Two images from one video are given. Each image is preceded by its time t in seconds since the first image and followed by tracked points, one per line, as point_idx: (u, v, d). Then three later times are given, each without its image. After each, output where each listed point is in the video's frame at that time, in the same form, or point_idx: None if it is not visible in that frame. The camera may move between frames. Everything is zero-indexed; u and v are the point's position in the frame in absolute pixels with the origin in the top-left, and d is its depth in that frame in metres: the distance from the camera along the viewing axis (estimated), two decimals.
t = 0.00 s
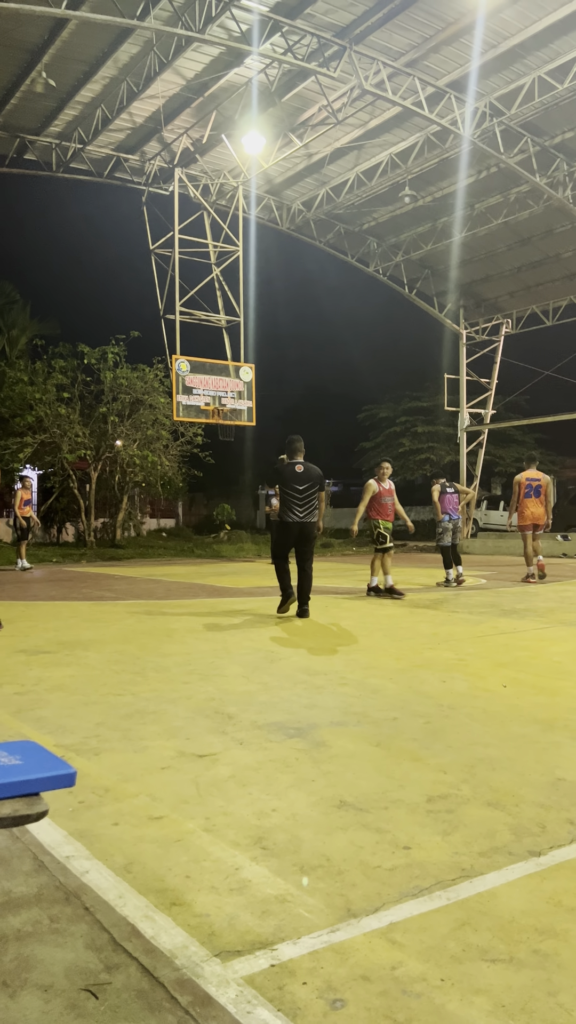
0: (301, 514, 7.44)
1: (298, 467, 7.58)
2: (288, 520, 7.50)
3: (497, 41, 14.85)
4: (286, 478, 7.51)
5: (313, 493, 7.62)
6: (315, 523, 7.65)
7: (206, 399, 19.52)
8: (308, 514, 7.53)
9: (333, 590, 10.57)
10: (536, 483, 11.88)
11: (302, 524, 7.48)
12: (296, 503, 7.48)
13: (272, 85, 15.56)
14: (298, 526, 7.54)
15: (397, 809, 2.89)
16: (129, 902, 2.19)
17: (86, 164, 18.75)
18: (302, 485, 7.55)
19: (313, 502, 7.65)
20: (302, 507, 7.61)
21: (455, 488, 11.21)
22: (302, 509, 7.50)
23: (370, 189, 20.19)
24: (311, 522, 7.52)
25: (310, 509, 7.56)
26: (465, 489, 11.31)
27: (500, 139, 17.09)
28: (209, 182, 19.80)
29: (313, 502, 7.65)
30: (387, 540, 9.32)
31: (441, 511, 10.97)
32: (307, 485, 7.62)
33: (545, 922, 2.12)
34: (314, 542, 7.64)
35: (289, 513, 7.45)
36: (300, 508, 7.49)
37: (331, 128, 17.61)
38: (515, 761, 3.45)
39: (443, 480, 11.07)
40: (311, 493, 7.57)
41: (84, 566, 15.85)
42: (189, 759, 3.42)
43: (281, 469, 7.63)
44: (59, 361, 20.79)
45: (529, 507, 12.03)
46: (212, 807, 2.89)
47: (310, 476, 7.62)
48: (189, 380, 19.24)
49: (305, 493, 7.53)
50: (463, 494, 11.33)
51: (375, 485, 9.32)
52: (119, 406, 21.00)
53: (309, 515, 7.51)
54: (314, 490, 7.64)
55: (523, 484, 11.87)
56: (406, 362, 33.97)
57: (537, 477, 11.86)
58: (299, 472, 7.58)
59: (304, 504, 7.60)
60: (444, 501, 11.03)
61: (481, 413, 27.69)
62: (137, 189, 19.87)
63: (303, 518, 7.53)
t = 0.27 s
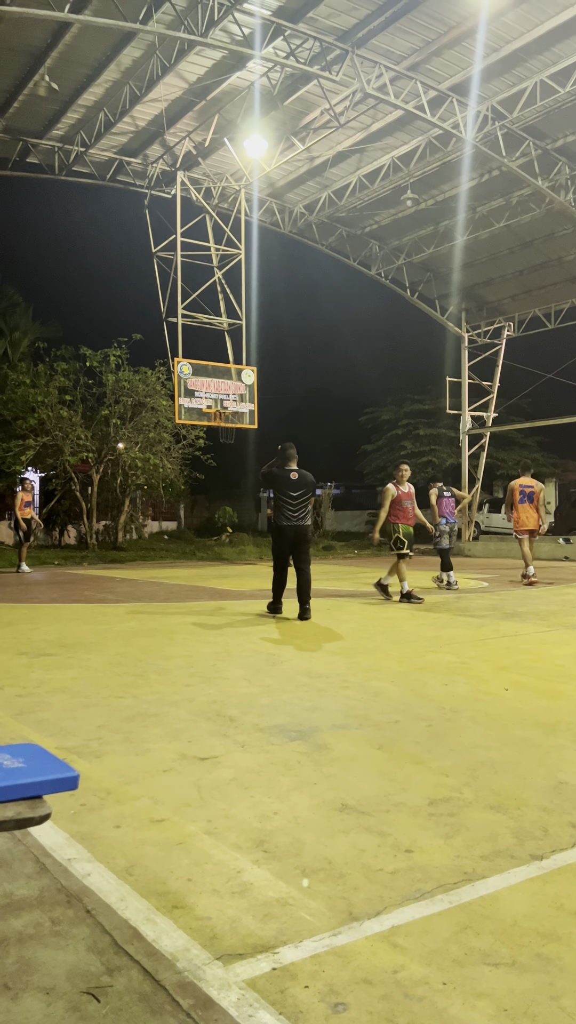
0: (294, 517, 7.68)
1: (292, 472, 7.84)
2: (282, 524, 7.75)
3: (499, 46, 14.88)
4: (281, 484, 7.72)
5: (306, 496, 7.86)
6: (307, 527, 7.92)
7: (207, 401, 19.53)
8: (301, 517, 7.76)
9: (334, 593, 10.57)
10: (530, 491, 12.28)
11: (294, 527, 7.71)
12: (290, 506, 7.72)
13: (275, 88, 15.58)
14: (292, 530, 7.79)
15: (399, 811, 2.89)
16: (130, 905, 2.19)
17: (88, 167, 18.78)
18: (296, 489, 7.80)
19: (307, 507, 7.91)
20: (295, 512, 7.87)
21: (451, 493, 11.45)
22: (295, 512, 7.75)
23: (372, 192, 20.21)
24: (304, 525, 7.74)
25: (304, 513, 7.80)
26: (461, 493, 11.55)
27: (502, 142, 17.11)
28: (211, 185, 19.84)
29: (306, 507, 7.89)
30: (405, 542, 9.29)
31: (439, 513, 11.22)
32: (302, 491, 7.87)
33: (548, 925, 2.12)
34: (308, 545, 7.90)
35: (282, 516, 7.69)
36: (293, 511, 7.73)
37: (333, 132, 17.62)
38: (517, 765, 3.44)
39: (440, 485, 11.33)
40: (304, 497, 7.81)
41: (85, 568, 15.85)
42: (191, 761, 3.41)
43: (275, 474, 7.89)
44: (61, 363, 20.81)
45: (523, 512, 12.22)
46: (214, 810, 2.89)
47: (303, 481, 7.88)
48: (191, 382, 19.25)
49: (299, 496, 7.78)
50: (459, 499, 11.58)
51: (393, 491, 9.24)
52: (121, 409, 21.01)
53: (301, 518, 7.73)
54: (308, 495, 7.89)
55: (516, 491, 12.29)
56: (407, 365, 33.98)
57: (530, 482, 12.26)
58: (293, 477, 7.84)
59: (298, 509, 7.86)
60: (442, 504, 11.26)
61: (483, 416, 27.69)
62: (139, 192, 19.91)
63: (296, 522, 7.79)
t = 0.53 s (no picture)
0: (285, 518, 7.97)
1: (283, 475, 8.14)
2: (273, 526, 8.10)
3: (501, 50, 14.91)
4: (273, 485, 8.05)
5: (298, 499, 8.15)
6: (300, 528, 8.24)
7: (209, 405, 19.54)
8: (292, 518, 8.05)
9: (336, 596, 10.57)
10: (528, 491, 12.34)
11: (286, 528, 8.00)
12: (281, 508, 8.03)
13: (277, 92, 15.62)
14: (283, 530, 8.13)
15: (399, 815, 2.89)
16: (131, 909, 2.19)
17: (90, 172, 18.82)
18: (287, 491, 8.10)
19: (298, 508, 8.23)
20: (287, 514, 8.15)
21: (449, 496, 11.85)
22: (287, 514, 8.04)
23: (374, 196, 20.25)
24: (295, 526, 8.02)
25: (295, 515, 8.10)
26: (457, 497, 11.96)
27: (503, 146, 17.13)
28: (213, 190, 19.87)
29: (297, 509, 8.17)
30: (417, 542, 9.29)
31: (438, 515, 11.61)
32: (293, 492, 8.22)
33: (549, 930, 2.11)
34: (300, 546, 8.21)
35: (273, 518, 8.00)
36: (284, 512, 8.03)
37: (335, 136, 17.66)
38: (518, 769, 3.44)
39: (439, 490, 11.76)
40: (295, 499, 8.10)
41: (86, 572, 15.84)
42: (192, 765, 3.42)
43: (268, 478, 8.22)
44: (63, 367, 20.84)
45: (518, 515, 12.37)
46: (214, 813, 2.89)
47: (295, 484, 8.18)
48: (193, 386, 19.29)
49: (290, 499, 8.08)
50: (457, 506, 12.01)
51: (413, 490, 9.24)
52: (123, 412, 21.03)
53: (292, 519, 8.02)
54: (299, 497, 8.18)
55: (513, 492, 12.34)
56: (409, 368, 34.00)
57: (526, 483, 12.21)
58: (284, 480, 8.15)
59: (289, 510, 8.19)
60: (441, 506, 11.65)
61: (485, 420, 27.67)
62: (141, 196, 19.95)
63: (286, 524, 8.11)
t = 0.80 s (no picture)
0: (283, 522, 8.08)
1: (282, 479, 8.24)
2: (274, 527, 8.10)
3: (502, 54, 14.93)
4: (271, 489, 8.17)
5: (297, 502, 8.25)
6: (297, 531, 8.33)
7: (210, 408, 19.54)
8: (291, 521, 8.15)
9: (338, 599, 10.57)
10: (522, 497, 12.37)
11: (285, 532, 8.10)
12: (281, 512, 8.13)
13: (279, 96, 15.64)
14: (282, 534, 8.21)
15: (401, 820, 2.89)
16: (132, 912, 2.19)
17: (93, 175, 18.86)
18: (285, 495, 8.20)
19: (296, 511, 8.33)
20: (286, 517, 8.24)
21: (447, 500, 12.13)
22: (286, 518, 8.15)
23: (375, 200, 20.27)
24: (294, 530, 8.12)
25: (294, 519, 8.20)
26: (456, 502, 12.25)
27: (505, 150, 17.15)
28: (215, 194, 19.89)
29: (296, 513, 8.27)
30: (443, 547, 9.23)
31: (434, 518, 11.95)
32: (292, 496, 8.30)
33: (551, 934, 2.11)
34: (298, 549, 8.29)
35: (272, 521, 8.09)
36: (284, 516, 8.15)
37: (337, 139, 17.68)
38: (520, 772, 3.44)
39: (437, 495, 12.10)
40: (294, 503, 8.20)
41: (88, 574, 15.86)
42: (192, 768, 3.42)
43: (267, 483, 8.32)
44: (64, 370, 20.87)
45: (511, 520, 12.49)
46: (215, 817, 2.89)
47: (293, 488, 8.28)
48: (194, 389, 19.32)
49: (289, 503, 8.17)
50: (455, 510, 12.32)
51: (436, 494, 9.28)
52: (125, 415, 21.03)
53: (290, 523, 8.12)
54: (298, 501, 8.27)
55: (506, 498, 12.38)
56: (411, 372, 34.03)
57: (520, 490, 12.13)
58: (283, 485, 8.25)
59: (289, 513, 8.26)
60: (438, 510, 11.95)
61: (486, 424, 27.65)
62: (143, 199, 19.99)
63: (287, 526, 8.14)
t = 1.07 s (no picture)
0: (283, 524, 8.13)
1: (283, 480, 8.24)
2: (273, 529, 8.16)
3: (503, 56, 14.95)
4: (274, 490, 8.18)
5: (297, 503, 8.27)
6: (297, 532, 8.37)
7: (211, 410, 19.54)
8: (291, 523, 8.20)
9: (338, 600, 10.56)
10: (512, 497, 12.48)
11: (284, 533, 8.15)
12: (282, 514, 8.16)
13: (280, 98, 15.65)
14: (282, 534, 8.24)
15: (401, 821, 2.89)
16: (132, 914, 2.19)
17: (94, 177, 18.88)
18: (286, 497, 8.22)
19: (296, 512, 8.35)
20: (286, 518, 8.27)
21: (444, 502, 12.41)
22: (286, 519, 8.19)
23: (376, 202, 20.28)
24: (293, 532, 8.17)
25: (294, 520, 8.24)
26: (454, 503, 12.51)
27: (506, 153, 17.16)
28: (216, 196, 19.91)
29: (297, 514, 8.30)
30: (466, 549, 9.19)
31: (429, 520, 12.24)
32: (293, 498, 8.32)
33: (551, 937, 2.10)
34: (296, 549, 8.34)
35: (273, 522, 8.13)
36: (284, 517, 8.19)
37: (338, 142, 17.70)
38: (520, 775, 3.44)
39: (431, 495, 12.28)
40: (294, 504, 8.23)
41: (89, 575, 15.87)
42: (193, 770, 3.42)
43: (268, 483, 8.32)
44: (65, 372, 20.89)
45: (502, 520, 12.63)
46: (216, 819, 2.88)
47: (295, 489, 8.30)
48: (195, 391, 19.32)
49: (290, 504, 8.20)
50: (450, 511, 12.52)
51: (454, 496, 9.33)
52: (125, 417, 21.04)
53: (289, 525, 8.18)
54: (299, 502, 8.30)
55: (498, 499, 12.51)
56: (412, 374, 34.06)
57: (511, 492, 12.17)
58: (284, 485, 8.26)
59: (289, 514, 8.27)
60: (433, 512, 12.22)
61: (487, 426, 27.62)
62: (144, 201, 20.02)
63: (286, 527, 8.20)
